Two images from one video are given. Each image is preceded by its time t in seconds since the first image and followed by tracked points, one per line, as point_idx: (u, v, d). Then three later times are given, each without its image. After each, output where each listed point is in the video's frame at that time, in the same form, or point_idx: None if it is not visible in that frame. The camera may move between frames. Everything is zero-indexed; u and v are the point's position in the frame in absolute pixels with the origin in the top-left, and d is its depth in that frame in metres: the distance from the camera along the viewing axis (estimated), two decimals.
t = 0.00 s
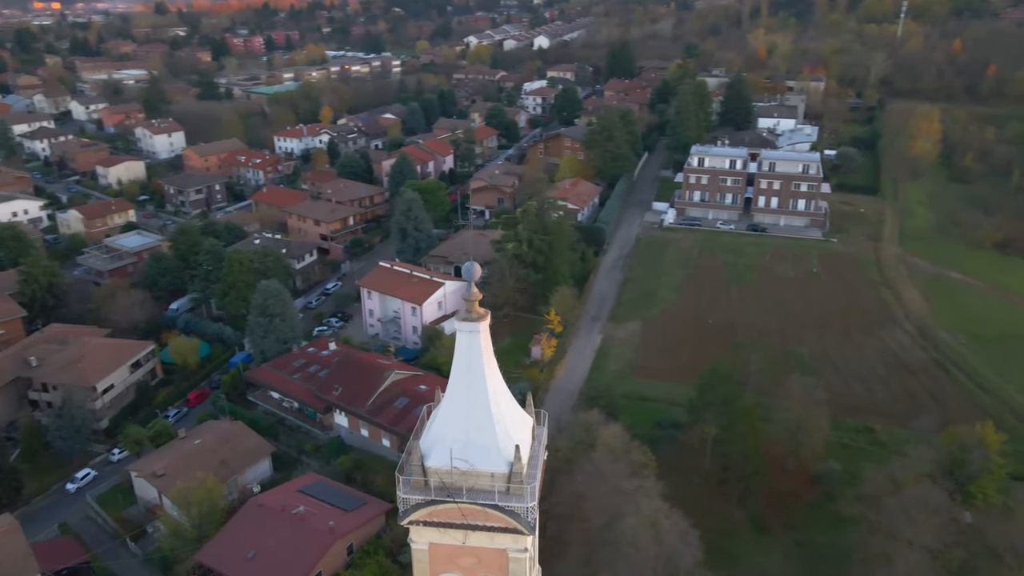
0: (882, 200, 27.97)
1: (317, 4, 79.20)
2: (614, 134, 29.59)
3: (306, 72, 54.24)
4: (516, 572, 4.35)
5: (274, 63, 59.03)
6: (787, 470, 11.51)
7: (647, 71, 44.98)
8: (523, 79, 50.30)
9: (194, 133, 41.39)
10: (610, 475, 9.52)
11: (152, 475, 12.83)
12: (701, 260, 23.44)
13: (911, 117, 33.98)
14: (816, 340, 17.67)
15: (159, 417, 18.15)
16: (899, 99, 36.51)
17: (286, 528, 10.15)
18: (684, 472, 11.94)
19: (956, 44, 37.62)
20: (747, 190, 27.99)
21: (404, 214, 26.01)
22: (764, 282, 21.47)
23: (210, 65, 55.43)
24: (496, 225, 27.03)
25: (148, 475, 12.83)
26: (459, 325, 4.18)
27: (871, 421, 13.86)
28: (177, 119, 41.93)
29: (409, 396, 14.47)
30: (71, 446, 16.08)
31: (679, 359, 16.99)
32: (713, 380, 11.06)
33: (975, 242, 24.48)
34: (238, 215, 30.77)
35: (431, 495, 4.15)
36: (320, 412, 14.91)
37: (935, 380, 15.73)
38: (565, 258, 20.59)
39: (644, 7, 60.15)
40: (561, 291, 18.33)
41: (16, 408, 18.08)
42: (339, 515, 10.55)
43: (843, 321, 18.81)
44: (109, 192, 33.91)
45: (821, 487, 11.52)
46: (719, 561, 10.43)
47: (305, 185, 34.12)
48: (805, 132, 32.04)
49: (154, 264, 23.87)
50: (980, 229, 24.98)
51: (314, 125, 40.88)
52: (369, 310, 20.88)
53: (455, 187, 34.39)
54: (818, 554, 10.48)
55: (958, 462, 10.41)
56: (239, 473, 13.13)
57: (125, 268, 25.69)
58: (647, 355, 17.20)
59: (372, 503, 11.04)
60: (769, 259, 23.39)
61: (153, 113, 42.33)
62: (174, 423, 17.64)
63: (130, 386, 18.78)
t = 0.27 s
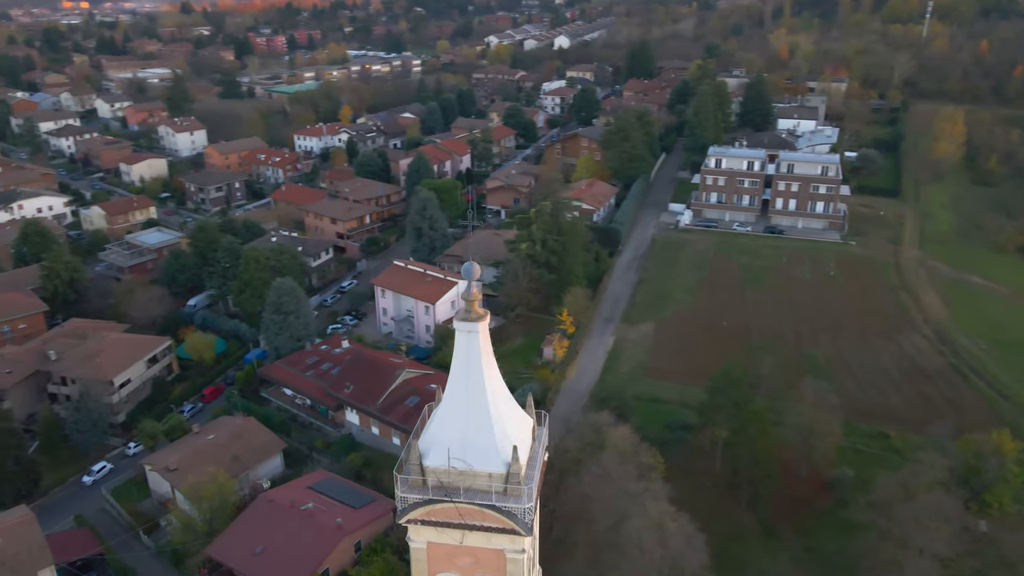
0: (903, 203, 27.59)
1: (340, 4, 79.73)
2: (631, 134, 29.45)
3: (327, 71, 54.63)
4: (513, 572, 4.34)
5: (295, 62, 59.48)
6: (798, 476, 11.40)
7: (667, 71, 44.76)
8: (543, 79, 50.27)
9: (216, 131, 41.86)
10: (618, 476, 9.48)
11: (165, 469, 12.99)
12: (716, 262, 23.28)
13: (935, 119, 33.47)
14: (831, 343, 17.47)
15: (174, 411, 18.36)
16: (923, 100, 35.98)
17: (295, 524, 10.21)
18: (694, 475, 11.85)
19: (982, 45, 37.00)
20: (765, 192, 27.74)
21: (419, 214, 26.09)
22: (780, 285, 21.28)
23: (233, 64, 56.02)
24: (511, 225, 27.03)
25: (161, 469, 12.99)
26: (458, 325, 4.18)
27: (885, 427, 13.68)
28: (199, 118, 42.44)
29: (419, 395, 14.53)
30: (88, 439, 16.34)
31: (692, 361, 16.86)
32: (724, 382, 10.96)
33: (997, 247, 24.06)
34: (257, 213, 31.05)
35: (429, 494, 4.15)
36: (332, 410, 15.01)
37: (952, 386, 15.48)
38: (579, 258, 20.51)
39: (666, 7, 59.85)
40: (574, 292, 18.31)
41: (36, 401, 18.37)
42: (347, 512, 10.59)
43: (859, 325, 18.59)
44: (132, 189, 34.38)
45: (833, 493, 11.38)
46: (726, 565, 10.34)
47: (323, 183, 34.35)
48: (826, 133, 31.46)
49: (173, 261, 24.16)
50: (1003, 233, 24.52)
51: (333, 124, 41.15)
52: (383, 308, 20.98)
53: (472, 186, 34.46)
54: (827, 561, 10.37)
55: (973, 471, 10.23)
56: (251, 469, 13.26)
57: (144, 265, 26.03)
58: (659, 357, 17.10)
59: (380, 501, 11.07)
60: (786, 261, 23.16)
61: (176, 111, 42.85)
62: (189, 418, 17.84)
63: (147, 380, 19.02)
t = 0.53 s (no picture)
0: (924, 207, 27.20)
1: (363, 4, 80.19)
2: (648, 135, 29.26)
3: (347, 70, 54.96)
4: (511, 573, 4.33)
5: (317, 61, 59.90)
6: (809, 480, 11.28)
7: (687, 72, 44.49)
8: (562, 79, 50.19)
9: (237, 129, 42.29)
10: (625, 479, 9.46)
11: (179, 464, 13.13)
12: (732, 264, 23.10)
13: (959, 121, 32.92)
14: (847, 348, 17.26)
15: (189, 407, 18.56)
16: (948, 102, 35.42)
17: (304, 521, 10.28)
18: (703, 478, 11.78)
19: (1010, 46, 36.30)
20: (783, 194, 27.48)
21: (435, 213, 26.15)
22: (796, 288, 21.07)
23: (255, 64, 56.55)
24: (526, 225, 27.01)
25: (174, 463, 13.13)
26: (457, 325, 4.18)
27: (900, 433, 13.49)
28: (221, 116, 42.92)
29: (430, 394, 14.58)
30: (105, 433, 16.57)
31: (704, 364, 16.75)
32: (735, 386, 10.88)
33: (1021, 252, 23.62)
34: (276, 211, 31.32)
35: (426, 493, 4.16)
36: (343, 408, 15.10)
37: (971, 393, 15.22)
38: (593, 259, 20.44)
39: (688, 7, 59.45)
40: (587, 292, 18.25)
41: (54, 395, 18.67)
42: (355, 510, 10.64)
43: (876, 329, 18.35)
44: (154, 187, 34.83)
45: (845, 499, 11.25)
46: (734, 569, 10.27)
47: (341, 182, 34.57)
48: (847, 135, 30.80)
49: (191, 258, 24.44)
50: None
51: (352, 123, 41.38)
52: (396, 307, 21.06)
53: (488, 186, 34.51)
54: (837, 567, 10.25)
55: (988, 479, 10.05)
56: (262, 464, 13.37)
57: (164, 262, 26.41)
58: (671, 359, 17.01)
59: (388, 498, 11.11)
60: (803, 264, 22.93)
61: (198, 110, 43.35)
62: (204, 413, 18.04)
63: (163, 375, 19.25)
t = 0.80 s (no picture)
0: (947, 210, 26.78)
1: (385, 4, 80.56)
2: (666, 136, 29.04)
3: (368, 70, 55.26)
4: (509, 573, 4.33)
5: (338, 61, 60.30)
6: (821, 486, 11.16)
7: (707, 72, 44.20)
8: (582, 80, 50.07)
9: (259, 128, 42.69)
10: (633, 481, 9.42)
11: (191, 458, 13.27)
12: (748, 266, 22.92)
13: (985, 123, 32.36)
14: (863, 352, 17.06)
15: (205, 402, 18.75)
16: (974, 104, 34.82)
17: (313, 517, 10.35)
18: (714, 482, 11.70)
19: None
20: (801, 196, 27.20)
21: (450, 212, 26.22)
22: (812, 291, 20.86)
23: (278, 63, 57.05)
24: (541, 225, 26.98)
25: (187, 458, 13.27)
26: (457, 325, 4.18)
27: (916, 439, 13.30)
28: (243, 115, 43.36)
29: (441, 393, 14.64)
30: (121, 427, 16.79)
31: (717, 366, 16.63)
32: (746, 389, 10.77)
33: None
34: (294, 209, 31.57)
35: (425, 492, 4.17)
36: (355, 405, 15.20)
37: (989, 400, 14.96)
38: (607, 260, 20.37)
39: (710, 7, 59.00)
40: (600, 293, 18.19)
41: (73, 388, 18.95)
42: (363, 507, 10.69)
43: (893, 334, 18.12)
44: (176, 184, 35.25)
45: (858, 505, 11.12)
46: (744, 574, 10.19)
47: (359, 181, 34.77)
48: (869, 137, 30.29)
49: (210, 255, 24.71)
50: None
51: (372, 122, 41.59)
52: (410, 306, 21.15)
53: (505, 186, 34.54)
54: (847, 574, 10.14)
55: (1005, 487, 9.87)
56: (274, 460, 13.48)
57: (184, 258, 26.72)
58: (684, 361, 16.92)
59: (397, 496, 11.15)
60: (820, 267, 22.69)
61: (220, 108, 43.84)
62: (219, 409, 18.22)
63: (180, 371, 19.46)
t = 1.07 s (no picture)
0: (969, 214, 26.35)
1: (407, 3, 80.88)
2: (683, 137, 28.82)
3: (388, 69, 55.52)
4: (507, 573, 4.33)
5: (359, 60, 60.64)
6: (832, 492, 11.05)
7: (728, 73, 43.88)
8: (601, 80, 49.94)
9: (279, 127, 43.06)
10: (640, 483, 9.39)
11: (204, 453, 13.40)
12: (764, 269, 22.72)
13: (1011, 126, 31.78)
14: (879, 357, 16.85)
15: (220, 398, 18.93)
16: (1000, 105, 34.22)
17: (321, 513, 10.43)
18: (724, 486, 11.62)
19: None
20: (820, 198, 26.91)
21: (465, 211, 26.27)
22: (829, 294, 20.62)
23: (299, 62, 57.50)
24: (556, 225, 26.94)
25: (200, 453, 13.40)
26: (456, 325, 4.18)
27: (932, 446, 13.11)
28: (264, 114, 43.75)
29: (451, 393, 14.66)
30: (137, 421, 17.01)
31: (731, 369, 16.50)
32: (757, 393, 10.68)
33: None
34: (312, 207, 31.81)
35: (423, 491, 4.18)
36: (366, 403, 15.27)
37: (1008, 407, 14.69)
38: (621, 261, 20.29)
39: (733, 7, 58.54)
40: (613, 294, 18.13)
41: (92, 381, 19.24)
42: (371, 504, 10.73)
43: (910, 339, 17.87)
44: (197, 182, 35.66)
45: (870, 512, 10.99)
46: None
47: (377, 179, 34.94)
48: (891, 138, 29.79)
49: (227, 252, 24.96)
50: None
51: (391, 122, 41.77)
52: (424, 305, 21.23)
53: (522, 186, 34.53)
54: None
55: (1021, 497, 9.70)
56: (285, 456, 13.59)
57: (203, 255, 27.02)
58: (697, 363, 16.81)
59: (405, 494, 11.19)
60: (837, 270, 22.43)
61: (242, 107, 44.29)
62: (233, 404, 18.41)
63: (196, 366, 19.68)
